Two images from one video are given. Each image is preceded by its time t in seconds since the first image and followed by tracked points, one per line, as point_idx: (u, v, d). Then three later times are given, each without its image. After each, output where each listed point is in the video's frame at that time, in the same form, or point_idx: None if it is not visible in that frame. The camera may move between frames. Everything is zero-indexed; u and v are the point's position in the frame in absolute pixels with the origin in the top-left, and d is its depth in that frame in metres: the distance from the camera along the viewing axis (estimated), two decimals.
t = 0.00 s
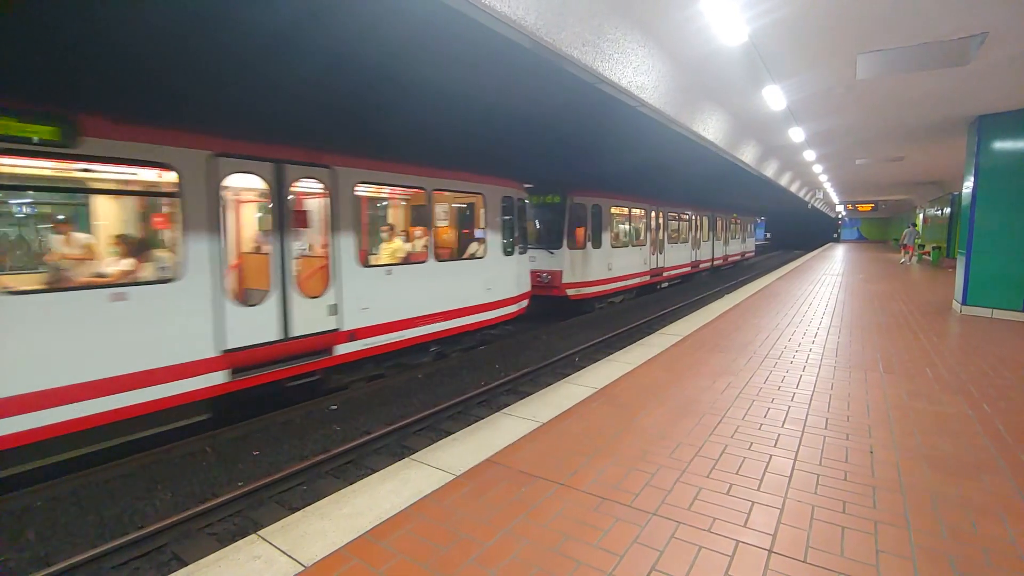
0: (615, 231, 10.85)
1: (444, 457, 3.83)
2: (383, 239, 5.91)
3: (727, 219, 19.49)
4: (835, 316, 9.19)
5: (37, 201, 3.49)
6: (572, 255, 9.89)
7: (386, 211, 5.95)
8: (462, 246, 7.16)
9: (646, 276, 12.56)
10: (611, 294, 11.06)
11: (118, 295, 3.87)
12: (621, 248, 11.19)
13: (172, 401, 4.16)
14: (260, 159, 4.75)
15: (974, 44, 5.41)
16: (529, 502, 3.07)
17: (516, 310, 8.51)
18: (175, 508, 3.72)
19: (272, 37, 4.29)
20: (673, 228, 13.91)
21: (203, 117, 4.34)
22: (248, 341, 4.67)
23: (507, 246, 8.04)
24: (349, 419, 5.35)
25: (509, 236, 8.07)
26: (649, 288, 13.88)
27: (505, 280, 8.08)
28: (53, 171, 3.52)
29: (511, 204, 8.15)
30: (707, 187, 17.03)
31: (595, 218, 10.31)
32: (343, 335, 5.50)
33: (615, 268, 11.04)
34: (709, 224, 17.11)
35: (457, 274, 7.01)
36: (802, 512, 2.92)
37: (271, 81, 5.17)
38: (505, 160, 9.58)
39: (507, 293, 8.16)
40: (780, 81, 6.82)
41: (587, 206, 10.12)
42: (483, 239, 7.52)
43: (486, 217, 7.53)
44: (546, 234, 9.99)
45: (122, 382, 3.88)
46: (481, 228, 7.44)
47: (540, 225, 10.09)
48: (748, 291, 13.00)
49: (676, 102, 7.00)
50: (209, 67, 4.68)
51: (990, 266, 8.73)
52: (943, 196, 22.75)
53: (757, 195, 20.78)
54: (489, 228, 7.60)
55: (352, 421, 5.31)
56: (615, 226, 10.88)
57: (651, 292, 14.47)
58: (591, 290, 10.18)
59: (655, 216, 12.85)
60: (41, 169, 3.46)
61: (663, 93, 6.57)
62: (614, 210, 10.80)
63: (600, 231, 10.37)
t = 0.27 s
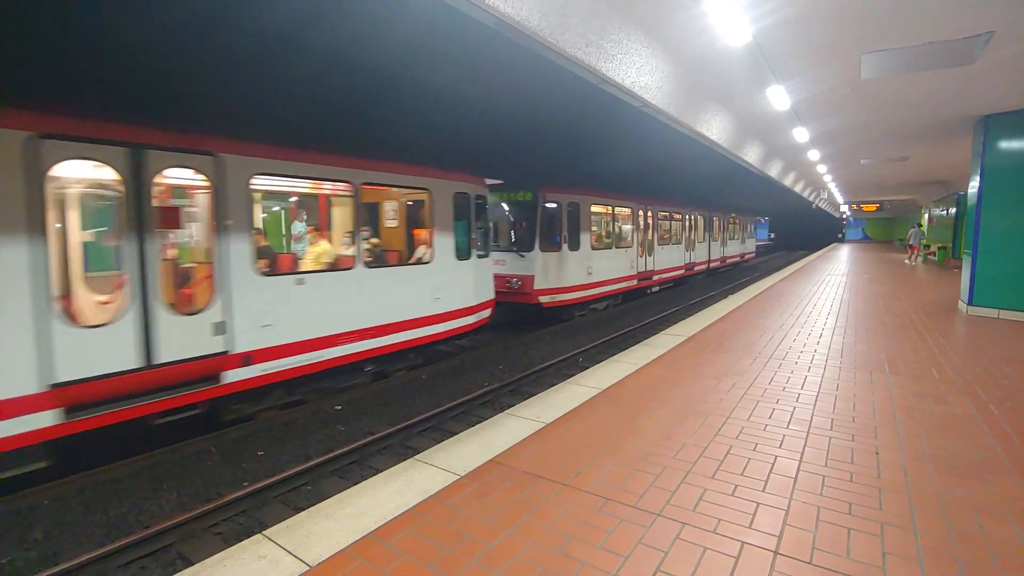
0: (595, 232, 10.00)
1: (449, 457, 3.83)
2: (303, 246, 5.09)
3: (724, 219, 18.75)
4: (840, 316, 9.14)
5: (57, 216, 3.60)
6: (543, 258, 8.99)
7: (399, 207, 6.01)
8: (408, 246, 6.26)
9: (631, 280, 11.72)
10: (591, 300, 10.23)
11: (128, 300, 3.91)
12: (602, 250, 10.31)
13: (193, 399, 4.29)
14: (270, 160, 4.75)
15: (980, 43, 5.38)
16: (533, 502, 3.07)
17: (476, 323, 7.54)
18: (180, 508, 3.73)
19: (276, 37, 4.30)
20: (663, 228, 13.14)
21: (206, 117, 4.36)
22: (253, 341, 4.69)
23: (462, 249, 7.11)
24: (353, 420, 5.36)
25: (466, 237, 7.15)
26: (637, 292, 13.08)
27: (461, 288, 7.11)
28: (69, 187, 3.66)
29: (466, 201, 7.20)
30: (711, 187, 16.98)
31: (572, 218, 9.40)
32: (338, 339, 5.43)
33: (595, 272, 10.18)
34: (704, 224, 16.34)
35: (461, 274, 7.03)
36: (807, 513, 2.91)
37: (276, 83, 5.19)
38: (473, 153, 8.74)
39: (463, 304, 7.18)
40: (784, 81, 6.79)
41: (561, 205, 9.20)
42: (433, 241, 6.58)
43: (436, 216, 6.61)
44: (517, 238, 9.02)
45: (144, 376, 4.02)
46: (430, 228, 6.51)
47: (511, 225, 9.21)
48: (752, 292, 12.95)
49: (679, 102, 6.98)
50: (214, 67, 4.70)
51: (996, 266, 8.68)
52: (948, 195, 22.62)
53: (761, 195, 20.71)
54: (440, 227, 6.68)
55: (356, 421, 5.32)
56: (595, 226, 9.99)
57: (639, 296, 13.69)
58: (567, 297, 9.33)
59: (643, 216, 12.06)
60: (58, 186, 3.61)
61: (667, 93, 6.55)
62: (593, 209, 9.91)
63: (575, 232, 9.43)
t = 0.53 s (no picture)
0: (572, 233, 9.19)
1: (452, 456, 3.83)
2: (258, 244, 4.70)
3: (723, 218, 18.02)
4: (843, 316, 9.12)
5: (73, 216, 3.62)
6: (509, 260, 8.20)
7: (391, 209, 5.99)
8: (337, 246, 5.44)
9: (615, 283, 10.85)
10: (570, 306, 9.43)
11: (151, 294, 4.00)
12: (580, 251, 9.47)
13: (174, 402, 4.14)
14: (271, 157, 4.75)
15: (984, 42, 5.36)
16: (536, 501, 3.08)
17: (426, 335, 6.68)
18: (184, 506, 3.75)
19: (280, 38, 4.32)
20: (654, 227, 12.35)
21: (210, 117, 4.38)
22: (256, 340, 4.70)
23: (405, 251, 6.28)
24: (356, 419, 5.37)
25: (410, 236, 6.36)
26: (626, 296, 12.29)
27: (405, 294, 6.27)
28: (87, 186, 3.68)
29: (410, 195, 6.40)
30: (714, 186, 16.96)
31: (543, 217, 8.57)
32: (307, 344, 5.15)
33: (573, 275, 9.34)
34: (700, 224, 15.60)
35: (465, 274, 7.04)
36: (811, 513, 2.90)
37: (279, 82, 5.19)
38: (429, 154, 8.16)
39: (408, 313, 6.32)
40: (788, 80, 6.77)
41: (530, 202, 8.36)
42: (367, 240, 5.73)
43: (371, 211, 5.78)
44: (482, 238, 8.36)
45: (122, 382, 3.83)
46: (365, 226, 5.69)
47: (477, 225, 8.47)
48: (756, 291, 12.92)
49: (682, 101, 6.97)
50: (218, 67, 4.72)
51: (1001, 266, 8.64)
52: (953, 195, 22.52)
53: (764, 195, 20.66)
54: (377, 225, 5.84)
55: (359, 420, 5.33)
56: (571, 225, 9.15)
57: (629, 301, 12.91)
58: (538, 303, 8.54)
59: (631, 214, 11.27)
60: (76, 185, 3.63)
61: (670, 92, 6.54)
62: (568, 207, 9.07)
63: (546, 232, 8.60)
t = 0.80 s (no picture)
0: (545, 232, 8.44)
1: (455, 456, 3.83)
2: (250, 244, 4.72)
3: (719, 215, 17.30)
4: (847, 315, 9.09)
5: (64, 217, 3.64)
6: (469, 264, 7.43)
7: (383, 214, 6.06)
8: (243, 245, 4.67)
9: (597, 288, 10.07)
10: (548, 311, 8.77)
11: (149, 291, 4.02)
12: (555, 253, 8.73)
13: (160, 407, 4.05)
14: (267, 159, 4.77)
15: (988, 40, 5.35)
16: (539, 501, 3.08)
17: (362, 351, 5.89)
18: (189, 506, 3.76)
19: (283, 38, 4.34)
20: (641, 227, 11.60)
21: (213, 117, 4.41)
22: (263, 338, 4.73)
23: (332, 252, 5.48)
24: (359, 419, 5.38)
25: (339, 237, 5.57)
26: (611, 301, 11.51)
27: (332, 304, 5.46)
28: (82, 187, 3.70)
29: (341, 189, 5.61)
30: (717, 186, 16.93)
31: (510, 215, 7.80)
32: (305, 343, 5.14)
33: (547, 280, 8.58)
34: (693, 223, 14.87)
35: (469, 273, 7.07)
36: (814, 513, 2.89)
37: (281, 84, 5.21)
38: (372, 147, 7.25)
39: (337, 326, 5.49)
40: (791, 78, 6.75)
41: (495, 199, 7.62)
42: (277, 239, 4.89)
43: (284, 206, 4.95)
44: (441, 239, 7.63)
45: (81, 390, 3.63)
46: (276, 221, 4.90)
47: (436, 225, 7.75)
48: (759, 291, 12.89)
49: (685, 100, 6.96)
50: (221, 67, 4.73)
51: (1006, 264, 8.59)
52: (957, 194, 22.41)
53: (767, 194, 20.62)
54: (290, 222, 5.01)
55: (362, 420, 5.34)
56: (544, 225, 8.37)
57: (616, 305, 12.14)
58: (505, 312, 7.78)
59: (614, 212, 10.53)
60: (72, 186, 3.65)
61: (673, 91, 6.53)
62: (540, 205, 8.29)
63: (514, 231, 7.86)
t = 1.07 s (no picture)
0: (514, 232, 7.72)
1: (457, 455, 3.83)
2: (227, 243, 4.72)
3: (715, 213, 16.57)
4: (850, 314, 9.07)
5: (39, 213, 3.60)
6: (422, 267, 6.74)
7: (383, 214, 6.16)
8: (143, 247, 4.11)
9: (575, 292, 9.30)
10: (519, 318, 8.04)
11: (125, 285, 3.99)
12: (527, 254, 7.98)
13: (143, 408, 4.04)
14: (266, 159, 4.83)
15: (993, 37, 5.32)
16: (541, 499, 3.08)
17: (284, 370, 5.19)
18: (191, 504, 3.78)
19: (286, 37, 4.34)
20: (627, 226, 10.83)
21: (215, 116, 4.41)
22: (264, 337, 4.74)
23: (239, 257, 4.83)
24: (362, 417, 5.38)
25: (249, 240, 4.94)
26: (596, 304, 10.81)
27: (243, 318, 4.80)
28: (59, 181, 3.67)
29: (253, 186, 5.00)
30: (720, 184, 16.89)
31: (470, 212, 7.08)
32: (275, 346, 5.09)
33: (517, 284, 7.81)
34: (686, 221, 14.12)
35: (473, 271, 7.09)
36: (817, 512, 2.89)
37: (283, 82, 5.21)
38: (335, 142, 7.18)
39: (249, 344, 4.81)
40: (794, 76, 6.73)
41: (452, 194, 6.90)
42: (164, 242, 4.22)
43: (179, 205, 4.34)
44: (395, 240, 6.97)
45: None
46: (171, 223, 4.29)
47: (389, 224, 7.09)
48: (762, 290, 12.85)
49: (688, 98, 6.94)
50: (224, 65, 4.74)
51: (1011, 263, 8.56)
52: (961, 192, 22.32)
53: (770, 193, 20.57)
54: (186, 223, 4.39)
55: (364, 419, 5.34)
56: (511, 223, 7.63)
57: (603, 309, 11.41)
58: (465, 320, 7.04)
59: (597, 210, 9.79)
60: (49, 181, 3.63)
61: (675, 89, 6.51)
62: (507, 201, 7.53)
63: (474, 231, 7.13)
